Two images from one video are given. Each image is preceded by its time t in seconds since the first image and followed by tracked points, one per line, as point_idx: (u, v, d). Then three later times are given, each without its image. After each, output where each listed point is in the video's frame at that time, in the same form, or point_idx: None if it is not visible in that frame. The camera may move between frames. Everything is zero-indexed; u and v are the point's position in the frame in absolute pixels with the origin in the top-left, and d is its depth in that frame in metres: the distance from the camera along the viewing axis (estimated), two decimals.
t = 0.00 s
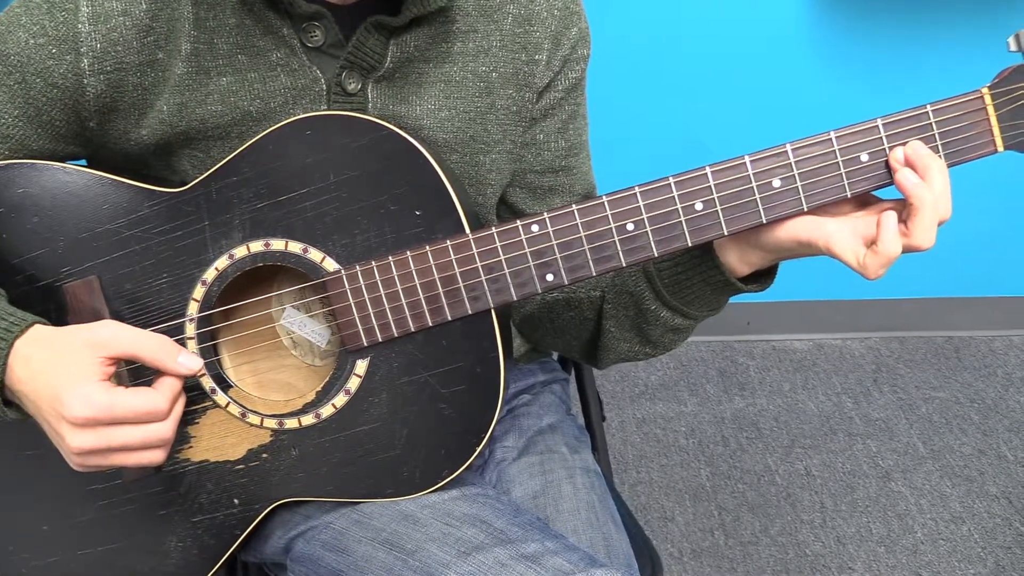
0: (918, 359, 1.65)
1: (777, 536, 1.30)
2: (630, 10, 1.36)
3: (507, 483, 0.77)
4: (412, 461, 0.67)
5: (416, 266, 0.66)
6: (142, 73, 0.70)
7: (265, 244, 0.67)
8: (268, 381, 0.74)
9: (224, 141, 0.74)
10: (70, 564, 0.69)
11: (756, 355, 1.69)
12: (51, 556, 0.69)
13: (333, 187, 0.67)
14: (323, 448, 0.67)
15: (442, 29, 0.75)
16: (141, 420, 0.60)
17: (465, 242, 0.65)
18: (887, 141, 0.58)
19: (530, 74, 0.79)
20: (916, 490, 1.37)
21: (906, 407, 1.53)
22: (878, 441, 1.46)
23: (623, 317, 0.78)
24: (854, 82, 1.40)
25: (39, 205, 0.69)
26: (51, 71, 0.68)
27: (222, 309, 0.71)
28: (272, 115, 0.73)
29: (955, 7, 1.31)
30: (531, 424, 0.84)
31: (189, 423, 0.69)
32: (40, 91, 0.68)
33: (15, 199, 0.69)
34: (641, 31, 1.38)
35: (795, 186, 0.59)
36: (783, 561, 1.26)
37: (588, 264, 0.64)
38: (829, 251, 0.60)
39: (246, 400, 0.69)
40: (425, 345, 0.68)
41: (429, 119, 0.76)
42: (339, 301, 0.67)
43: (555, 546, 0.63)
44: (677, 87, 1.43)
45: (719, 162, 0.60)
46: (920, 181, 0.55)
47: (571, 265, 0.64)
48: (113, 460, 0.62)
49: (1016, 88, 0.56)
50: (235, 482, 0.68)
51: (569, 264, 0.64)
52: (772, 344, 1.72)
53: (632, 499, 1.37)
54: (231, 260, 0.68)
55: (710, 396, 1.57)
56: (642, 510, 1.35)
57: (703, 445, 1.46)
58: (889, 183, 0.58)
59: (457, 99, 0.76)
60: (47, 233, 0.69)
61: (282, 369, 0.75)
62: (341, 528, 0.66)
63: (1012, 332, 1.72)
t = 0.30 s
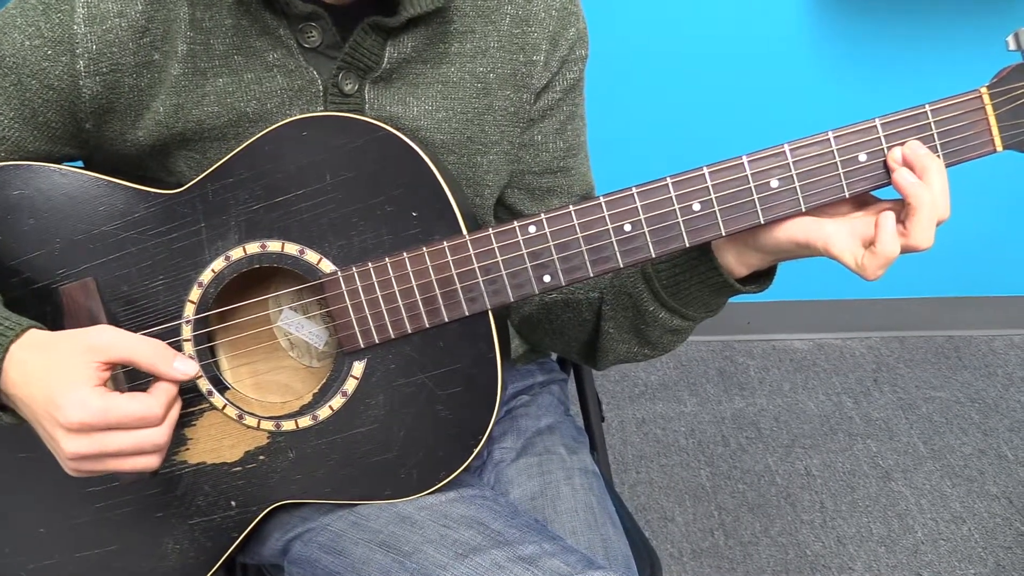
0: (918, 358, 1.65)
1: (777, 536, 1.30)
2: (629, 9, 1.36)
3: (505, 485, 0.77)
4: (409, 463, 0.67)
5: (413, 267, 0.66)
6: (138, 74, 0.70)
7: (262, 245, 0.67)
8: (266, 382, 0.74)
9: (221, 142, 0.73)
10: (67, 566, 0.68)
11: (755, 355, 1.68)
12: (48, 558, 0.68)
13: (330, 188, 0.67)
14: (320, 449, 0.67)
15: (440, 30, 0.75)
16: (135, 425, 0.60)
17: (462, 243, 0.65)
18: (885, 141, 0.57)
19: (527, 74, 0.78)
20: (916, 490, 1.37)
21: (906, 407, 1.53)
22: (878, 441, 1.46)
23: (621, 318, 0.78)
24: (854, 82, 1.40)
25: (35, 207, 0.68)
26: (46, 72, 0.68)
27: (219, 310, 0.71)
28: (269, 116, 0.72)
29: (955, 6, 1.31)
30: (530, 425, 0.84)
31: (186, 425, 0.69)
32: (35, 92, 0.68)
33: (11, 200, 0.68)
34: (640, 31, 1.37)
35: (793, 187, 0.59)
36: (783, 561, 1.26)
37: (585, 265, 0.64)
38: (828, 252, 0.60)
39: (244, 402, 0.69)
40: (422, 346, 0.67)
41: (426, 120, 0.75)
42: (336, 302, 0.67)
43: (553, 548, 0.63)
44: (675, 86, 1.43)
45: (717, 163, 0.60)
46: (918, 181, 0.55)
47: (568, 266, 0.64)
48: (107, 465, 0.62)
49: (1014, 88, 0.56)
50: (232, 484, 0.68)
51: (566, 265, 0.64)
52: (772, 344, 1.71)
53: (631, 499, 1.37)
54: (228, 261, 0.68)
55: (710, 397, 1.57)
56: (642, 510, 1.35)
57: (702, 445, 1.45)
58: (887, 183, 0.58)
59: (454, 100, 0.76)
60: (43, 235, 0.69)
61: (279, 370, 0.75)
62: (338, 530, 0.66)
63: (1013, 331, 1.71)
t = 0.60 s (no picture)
0: (920, 359, 1.65)
1: (778, 537, 1.30)
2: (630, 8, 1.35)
3: (504, 486, 0.77)
4: (408, 463, 0.67)
5: (411, 267, 0.66)
6: (137, 71, 0.69)
7: (261, 245, 0.67)
8: (265, 382, 0.73)
9: (220, 141, 0.73)
10: (66, 565, 0.68)
11: (756, 355, 1.68)
12: (47, 558, 0.68)
13: (329, 188, 0.67)
14: (318, 450, 0.67)
15: (438, 28, 0.75)
16: (133, 415, 0.60)
17: (460, 243, 0.65)
18: (886, 141, 0.57)
19: (526, 73, 0.78)
20: (917, 490, 1.36)
21: (907, 407, 1.52)
22: (879, 441, 1.45)
23: (621, 319, 0.78)
24: (856, 81, 1.40)
25: (34, 206, 0.68)
26: (45, 69, 0.68)
27: (218, 309, 0.71)
28: (268, 114, 0.72)
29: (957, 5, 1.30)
30: (529, 426, 0.84)
31: (184, 424, 0.68)
32: (35, 89, 0.68)
33: (10, 198, 0.68)
34: (641, 30, 1.37)
35: (793, 187, 0.58)
36: (784, 562, 1.26)
37: (584, 265, 0.64)
38: (827, 253, 0.60)
39: (242, 402, 0.69)
40: (421, 346, 0.67)
41: (425, 118, 0.75)
42: (334, 302, 0.67)
43: (552, 549, 0.63)
44: (676, 85, 1.42)
45: (716, 163, 0.60)
46: (918, 181, 0.55)
47: (567, 266, 0.64)
48: (104, 457, 0.62)
49: (1016, 88, 0.56)
50: (230, 484, 0.68)
51: (565, 265, 0.64)
52: (773, 344, 1.71)
53: (632, 500, 1.36)
54: (226, 260, 0.68)
55: (711, 397, 1.56)
56: (643, 511, 1.34)
57: (703, 445, 1.45)
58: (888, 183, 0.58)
59: (453, 98, 0.76)
60: (43, 233, 0.68)
61: (278, 370, 0.75)
62: (337, 531, 0.66)
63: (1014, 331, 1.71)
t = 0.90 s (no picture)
0: (922, 360, 1.64)
1: (779, 538, 1.29)
2: (630, 8, 1.35)
3: (503, 488, 0.76)
4: (407, 466, 0.67)
5: (411, 269, 0.65)
6: (136, 72, 0.69)
7: (259, 246, 0.67)
8: (264, 385, 0.73)
9: (219, 142, 0.73)
10: (63, 567, 0.68)
11: (758, 356, 1.68)
12: (45, 559, 0.68)
13: (327, 190, 0.66)
14: (317, 452, 0.67)
15: (439, 29, 0.74)
16: (130, 417, 0.59)
17: (460, 245, 0.64)
18: (888, 144, 0.56)
19: (527, 74, 0.78)
20: (919, 492, 1.36)
21: (909, 408, 1.52)
22: (882, 442, 1.45)
23: (621, 321, 0.77)
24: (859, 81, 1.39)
25: (32, 207, 0.68)
26: (44, 70, 0.67)
27: (217, 311, 0.71)
28: (268, 115, 0.72)
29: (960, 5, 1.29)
30: (529, 428, 0.83)
31: (183, 427, 0.68)
32: (34, 91, 0.68)
33: (9, 199, 0.68)
34: (642, 31, 1.37)
35: (794, 190, 0.58)
36: (785, 563, 1.25)
37: (584, 267, 0.63)
38: (828, 257, 0.59)
39: (241, 404, 0.69)
40: (420, 349, 0.67)
41: (426, 120, 0.75)
42: (333, 304, 0.67)
43: (551, 552, 0.63)
44: (677, 86, 1.42)
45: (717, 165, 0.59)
46: (920, 184, 0.54)
47: (567, 269, 0.64)
48: (101, 459, 0.61)
49: (1019, 90, 0.55)
50: (228, 487, 0.68)
51: (565, 267, 0.64)
52: (775, 345, 1.71)
53: (632, 501, 1.36)
54: (225, 263, 0.67)
55: (712, 398, 1.56)
56: (643, 512, 1.34)
57: (704, 446, 1.45)
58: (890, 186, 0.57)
59: (453, 100, 0.76)
60: (42, 234, 0.68)
61: (278, 373, 0.75)
62: (335, 534, 0.66)
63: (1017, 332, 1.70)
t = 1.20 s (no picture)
0: (924, 359, 1.63)
1: (780, 538, 1.29)
2: (630, 7, 1.34)
3: (501, 489, 0.76)
4: (403, 467, 0.67)
5: (405, 269, 0.65)
6: (130, 73, 0.69)
7: (254, 247, 0.67)
8: (261, 385, 0.73)
9: (216, 142, 0.73)
10: (60, 568, 0.68)
11: (760, 355, 1.67)
12: (41, 560, 0.68)
13: (322, 189, 0.66)
14: (312, 453, 0.67)
15: (434, 27, 0.74)
16: (115, 413, 0.59)
17: (455, 245, 0.64)
18: (888, 141, 0.56)
19: (523, 71, 0.77)
20: (921, 491, 1.35)
21: (912, 408, 1.51)
22: (883, 442, 1.44)
23: (621, 321, 0.77)
24: (861, 79, 1.38)
25: (29, 208, 0.68)
26: (38, 72, 0.67)
27: (214, 310, 0.70)
28: (264, 115, 0.72)
29: (962, 3, 1.28)
30: (527, 428, 0.83)
31: (178, 427, 0.68)
32: (28, 92, 0.68)
33: (6, 199, 0.68)
34: (642, 30, 1.36)
35: (792, 188, 0.58)
36: (786, 564, 1.25)
37: (580, 268, 0.63)
38: (827, 257, 0.59)
39: (237, 405, 0.69)
40: (415, 349, 0.67)
41: (422, 118, 0.75)
42: (327, 305, 0.67)
43: (548, 554, 0.63)
44: (676, 85, 1.41)
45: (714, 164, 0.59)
46: (919, 182, 0.54)
47: (563, 269, 0.63)
48: (87, 455, 0.61)
49: (1021, 87, 0.55)
50: (224, 487, 0.68)
51: (561, 268, 0.63)
52: (776, 344, 1.70)
53: (633, 501, 1.36)
54: (220, 263, 0.67)
55: (713, 397, 1.55)
56: (644, 512, 1.34)
57: (705, 446, 1.44)
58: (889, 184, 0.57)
59: (450, 97, 0.75)
60: (38, 235, 0.68)
61: (275, 372, 0.75)
62: (332, 535, 0.66)
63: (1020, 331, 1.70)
